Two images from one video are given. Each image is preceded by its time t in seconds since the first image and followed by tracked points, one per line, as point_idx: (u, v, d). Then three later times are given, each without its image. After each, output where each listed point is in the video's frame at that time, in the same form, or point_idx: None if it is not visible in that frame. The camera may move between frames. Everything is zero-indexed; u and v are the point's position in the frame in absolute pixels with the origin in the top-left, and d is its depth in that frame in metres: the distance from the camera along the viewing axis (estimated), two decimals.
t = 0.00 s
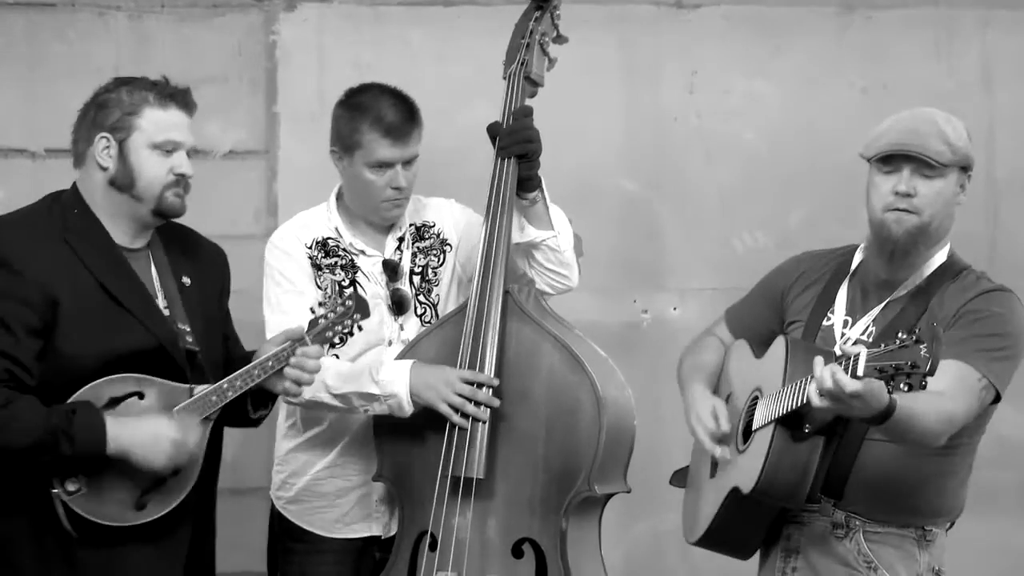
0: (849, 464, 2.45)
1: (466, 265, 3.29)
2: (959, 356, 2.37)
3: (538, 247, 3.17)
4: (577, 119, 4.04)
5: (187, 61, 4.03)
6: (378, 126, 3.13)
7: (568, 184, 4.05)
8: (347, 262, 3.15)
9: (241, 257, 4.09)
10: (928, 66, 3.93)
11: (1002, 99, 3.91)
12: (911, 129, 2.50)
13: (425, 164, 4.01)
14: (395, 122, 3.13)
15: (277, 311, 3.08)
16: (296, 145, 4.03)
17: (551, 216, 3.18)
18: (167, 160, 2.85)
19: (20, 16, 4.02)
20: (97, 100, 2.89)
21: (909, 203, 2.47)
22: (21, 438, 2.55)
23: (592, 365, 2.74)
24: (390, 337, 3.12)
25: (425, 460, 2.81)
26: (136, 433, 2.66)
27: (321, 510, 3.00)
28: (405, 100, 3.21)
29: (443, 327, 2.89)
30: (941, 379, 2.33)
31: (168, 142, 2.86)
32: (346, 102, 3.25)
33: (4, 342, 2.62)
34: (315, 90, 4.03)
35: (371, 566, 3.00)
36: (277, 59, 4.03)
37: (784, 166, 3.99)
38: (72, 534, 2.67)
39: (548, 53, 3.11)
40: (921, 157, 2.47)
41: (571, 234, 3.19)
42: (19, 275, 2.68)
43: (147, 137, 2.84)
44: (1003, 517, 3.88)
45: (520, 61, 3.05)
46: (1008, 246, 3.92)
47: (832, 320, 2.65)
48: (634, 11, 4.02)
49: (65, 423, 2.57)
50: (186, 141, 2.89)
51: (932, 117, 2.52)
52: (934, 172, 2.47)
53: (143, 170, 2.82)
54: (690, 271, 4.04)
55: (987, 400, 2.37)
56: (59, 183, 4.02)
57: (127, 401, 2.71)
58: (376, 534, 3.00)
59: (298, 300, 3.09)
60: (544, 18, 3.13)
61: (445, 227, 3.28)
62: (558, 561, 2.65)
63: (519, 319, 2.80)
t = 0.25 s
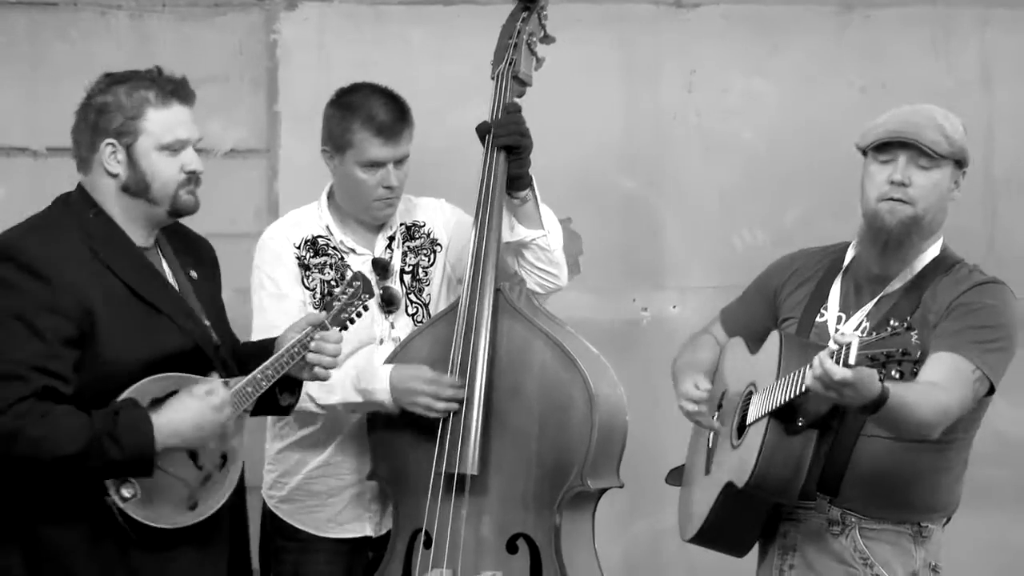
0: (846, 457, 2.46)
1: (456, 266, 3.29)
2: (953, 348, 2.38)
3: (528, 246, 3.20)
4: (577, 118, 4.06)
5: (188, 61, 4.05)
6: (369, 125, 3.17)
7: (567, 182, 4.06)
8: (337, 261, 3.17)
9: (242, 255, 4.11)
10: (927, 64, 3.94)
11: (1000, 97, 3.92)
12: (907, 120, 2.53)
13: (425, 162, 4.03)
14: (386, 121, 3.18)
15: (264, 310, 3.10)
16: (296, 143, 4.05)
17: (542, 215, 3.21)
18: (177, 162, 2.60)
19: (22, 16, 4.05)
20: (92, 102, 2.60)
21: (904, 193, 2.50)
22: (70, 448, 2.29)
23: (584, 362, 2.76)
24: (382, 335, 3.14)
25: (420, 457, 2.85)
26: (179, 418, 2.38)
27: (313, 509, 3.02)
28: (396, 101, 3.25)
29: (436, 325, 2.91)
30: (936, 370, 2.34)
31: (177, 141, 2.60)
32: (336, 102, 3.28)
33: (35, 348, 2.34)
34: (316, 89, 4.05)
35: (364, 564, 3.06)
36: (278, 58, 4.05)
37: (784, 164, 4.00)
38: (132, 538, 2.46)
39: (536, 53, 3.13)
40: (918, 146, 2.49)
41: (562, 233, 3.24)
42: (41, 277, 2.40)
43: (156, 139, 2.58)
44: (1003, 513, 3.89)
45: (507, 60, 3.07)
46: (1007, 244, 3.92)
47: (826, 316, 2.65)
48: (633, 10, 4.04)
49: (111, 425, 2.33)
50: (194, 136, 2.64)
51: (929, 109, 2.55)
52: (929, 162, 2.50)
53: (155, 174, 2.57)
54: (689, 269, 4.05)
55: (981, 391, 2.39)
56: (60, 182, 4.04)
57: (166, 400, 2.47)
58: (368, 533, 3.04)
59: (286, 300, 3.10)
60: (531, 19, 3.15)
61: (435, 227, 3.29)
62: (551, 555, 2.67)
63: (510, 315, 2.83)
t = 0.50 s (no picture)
0: (836, 456, 2.48)
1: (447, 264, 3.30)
2: (941, 342, 2.40)
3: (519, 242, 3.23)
4: (577, 112, 4.08)
5: (189, 56, 4.07)
6: (362, 122, 3.18)
7: (569, 177, 4.08)
8: (331, 256, 3.19)
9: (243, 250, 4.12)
10: (926, 59, 3.95)
11: (999, 92, 3.92)
12: (883, 116, 2.52)
13: (426, 157, 4.04)
14: (380, 118, 3.19)
15: (258, 305, 3.13)
16: (298, 138, 4.06)
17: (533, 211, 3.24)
18: (193, 158, 2.50)
19: (25, 11, 4.08)
20: (103, 93, 2.47)
21: (883, 189, 2.51)
22: (126, 446, 2.25)
23: (580, 355, 2.80)
24: (374, 330, 3.16)
25: (416, 453, 2.85)
26: (224, 409, 2.36)
27: (302, 505, 3.02)
28: (389, 98, 3.27)
29: (429, 321, 2.91)
30: (925, 365, 2.37)
31: (195, 137, 2.50)
32: (329, 98, 3.30)
33: (80, 351, 2.26)
34: (318, 84, 4.06)
35: (355, 558, 3.09)
36: (280, 53, 4.07)
37: (784, 159, 4.01)
38: (178, 535, 2.43)
39: (523, 51, 3.17)
40: (895, 143, 2.50)
41: (552, 228, 3.27)
42: (80, 277, 2.31)
43: (173, 134, 2.47)
44: (1003, 507, 3.90)
45: (497, 57, 3.10)
46: (1006, 239, 3.93)
47: (814, 312, 2.66)
48: (633, 5, 4.05)
49: (163, 420, 2.28)
50: (211, 129, 2.54)
51: (906, 102, 2.55)
52: (906, 157, 2.51)
53: (173, 169, 2.47)
54: (690, 264, 4.06)
55: (970, 384, 2.41)
56: (62, 176, 4.06)
57: (200, 394, 2.41)
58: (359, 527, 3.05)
59: (279, 295, 3.13)
60: (517, 17, 3.19)
61: (426, 224, 3.31)
62: (552, 546, 2.71)
63: (505, 309, 2.85)
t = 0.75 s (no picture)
0: (824, 459, 2.50)
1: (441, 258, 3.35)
2: (923, 341, 2.40)
3: (513, 238, 3.25)
4: (577, 108, 4.08)
5: (190, 53, 4.08)
6: (358, 119, 3.20)
7: (569, 174, 4.09)
8: (328, 255, 3.19)
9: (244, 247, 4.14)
10: (925, 56, 3.95)
11: (998, 89, 3.93)
12: (864, 108, 2.56)
13: (426, 154, 4.05)
14: (375, 115, 3.21)
15: (261, 304, 3.17)
16: (299, 135, 4.08)
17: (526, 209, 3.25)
18: (223, 172, 2.49)
19: (26, 8, 4.09)
20: (137, 99, 2.47)
21: (864, 183, 2.53)
22: (169, 472, 2.27)
23: (574, 351, 2.81)
24: (372, 329, 3.16)
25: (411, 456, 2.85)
26: (266, 449, 2.40)
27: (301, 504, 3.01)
28: (384, 96, 3.29)
29: (426, 316, 2.93)
30: (905, 368, 2.37)
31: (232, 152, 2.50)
32: (324, 97, 3.31)
33: (121, 364, 2.28)
34: (319, 82, 4.08)
35: (354, 556, 3.08)
36: (280, 51, 4.08)
37: (783, 156, 4.02)
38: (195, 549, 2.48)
39: (514, 50, 3.18)
40: (875, 136, 2.52)
41: (545, 225, 3.28)
42: (115, 291, 2.32)
43: (212, 147, 2.47)
44: (1002, 504, 3.91)
45: (488, 56, 3.11)
46: (1004, 236, 3.94)
47: (800, 311, 2.67)
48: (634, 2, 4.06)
49: (205, 448, 2.30)
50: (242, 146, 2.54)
51: (888, 97, 2.57)
52: (886, 151, 2.53)
53: (206, 181, 2.47)
54: (689, 261, 4.07)
55: (954, 382, 2.39)
56: (63, 173, 4.08)
57: (222, 413, 2.45)
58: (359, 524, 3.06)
59: (280, 295, 3.16)
60: (508, 16, 3.20)
61: (419, 221, 3.32)
62: (547, 540, 2.72)
63: (499, 305, 2.87)
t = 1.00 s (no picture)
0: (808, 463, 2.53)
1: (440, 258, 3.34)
2: (903, 338, 2.40)
3: (514, 235, 3.26)
4: (577, 104, 4.10)
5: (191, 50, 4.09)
6: (353, 112, 3.22)
7: (569, 170, 4.10)
8: (327, 251, 3.21)
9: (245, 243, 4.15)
10: (924, 52, 3.96)
11: (996, 85, 3.94)
12: (843, 97, 2.57)
13: (426, 150, 4.07)
14: (370, 109, 3.23)
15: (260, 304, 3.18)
16: (300, 131, 4.09)
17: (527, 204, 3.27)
18: (235, 156, 2.51)
19: (28, 4, 4.10)
20: (141, 96, 2.49)
21: (843, 173, 2.55)
22: (182, 458, 2.28)
23: (575, 346, 2.83)
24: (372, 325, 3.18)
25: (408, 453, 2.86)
26: (275, 427, 2.42)
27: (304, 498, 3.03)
28: (380, 90, 3.30)
29: (428, 311, 2.94)
30: (883, 367, 2.37)
31: (237, 135, 2.51)
32: (320, 91, 3.33)
33: (139, 356, 2.29)
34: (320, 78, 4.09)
35: (355, 551, 3.09)
36: (281, 47, 4.09)
37: (783, 152, 4.02)
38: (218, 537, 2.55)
39: (515, 46, 3.20)
40: (852, 126, 2.54)
41: (546, 221, 3.29)
42: (138, 282, 2.33)
43: (215, 134, 2.48)
44: (1000, 499, 3.92)
45: (490, 52, 3.13)
46: (1003, 232, 3.95)
47: (784, 308, 2.69)
48: None
49: (218, 433, 2.33)
50: (251, 127, 2.55)
51: (867, 86, 2.59)
52: (864, 140, 2.55)
53: (216, 169, 2.49)
54: (689, 257, 4.08)
55: (935, 378, 2.40)
56: (65, 169, 4.09)
57: (237, 400, 2.50)
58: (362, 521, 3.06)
59: (279, 293, 3.17)
60: (509, 13, 3.22)
61: (419, 218, 3.34)
62: (548, 535, 2.74)
63: (500, 301, 2.88)
